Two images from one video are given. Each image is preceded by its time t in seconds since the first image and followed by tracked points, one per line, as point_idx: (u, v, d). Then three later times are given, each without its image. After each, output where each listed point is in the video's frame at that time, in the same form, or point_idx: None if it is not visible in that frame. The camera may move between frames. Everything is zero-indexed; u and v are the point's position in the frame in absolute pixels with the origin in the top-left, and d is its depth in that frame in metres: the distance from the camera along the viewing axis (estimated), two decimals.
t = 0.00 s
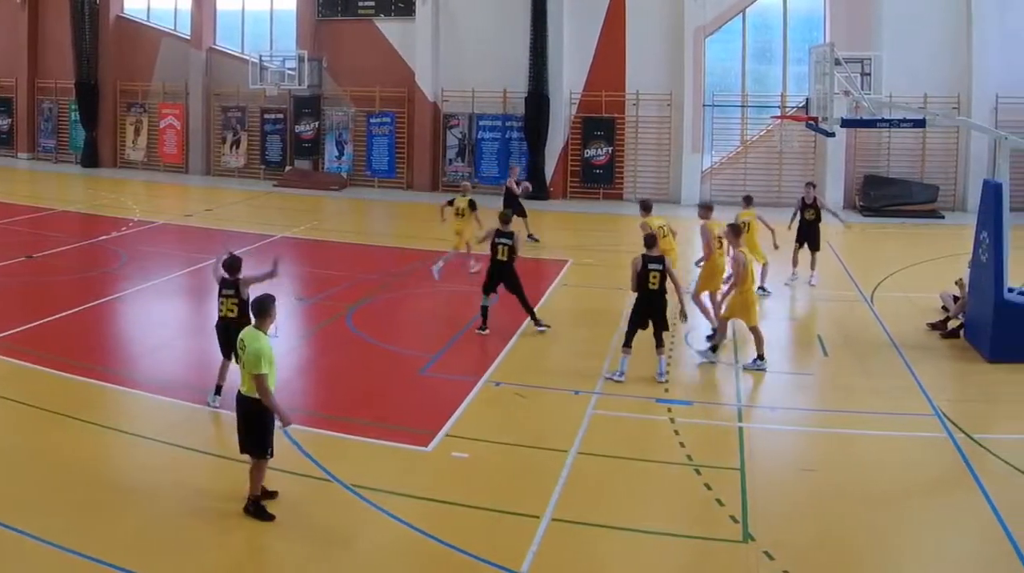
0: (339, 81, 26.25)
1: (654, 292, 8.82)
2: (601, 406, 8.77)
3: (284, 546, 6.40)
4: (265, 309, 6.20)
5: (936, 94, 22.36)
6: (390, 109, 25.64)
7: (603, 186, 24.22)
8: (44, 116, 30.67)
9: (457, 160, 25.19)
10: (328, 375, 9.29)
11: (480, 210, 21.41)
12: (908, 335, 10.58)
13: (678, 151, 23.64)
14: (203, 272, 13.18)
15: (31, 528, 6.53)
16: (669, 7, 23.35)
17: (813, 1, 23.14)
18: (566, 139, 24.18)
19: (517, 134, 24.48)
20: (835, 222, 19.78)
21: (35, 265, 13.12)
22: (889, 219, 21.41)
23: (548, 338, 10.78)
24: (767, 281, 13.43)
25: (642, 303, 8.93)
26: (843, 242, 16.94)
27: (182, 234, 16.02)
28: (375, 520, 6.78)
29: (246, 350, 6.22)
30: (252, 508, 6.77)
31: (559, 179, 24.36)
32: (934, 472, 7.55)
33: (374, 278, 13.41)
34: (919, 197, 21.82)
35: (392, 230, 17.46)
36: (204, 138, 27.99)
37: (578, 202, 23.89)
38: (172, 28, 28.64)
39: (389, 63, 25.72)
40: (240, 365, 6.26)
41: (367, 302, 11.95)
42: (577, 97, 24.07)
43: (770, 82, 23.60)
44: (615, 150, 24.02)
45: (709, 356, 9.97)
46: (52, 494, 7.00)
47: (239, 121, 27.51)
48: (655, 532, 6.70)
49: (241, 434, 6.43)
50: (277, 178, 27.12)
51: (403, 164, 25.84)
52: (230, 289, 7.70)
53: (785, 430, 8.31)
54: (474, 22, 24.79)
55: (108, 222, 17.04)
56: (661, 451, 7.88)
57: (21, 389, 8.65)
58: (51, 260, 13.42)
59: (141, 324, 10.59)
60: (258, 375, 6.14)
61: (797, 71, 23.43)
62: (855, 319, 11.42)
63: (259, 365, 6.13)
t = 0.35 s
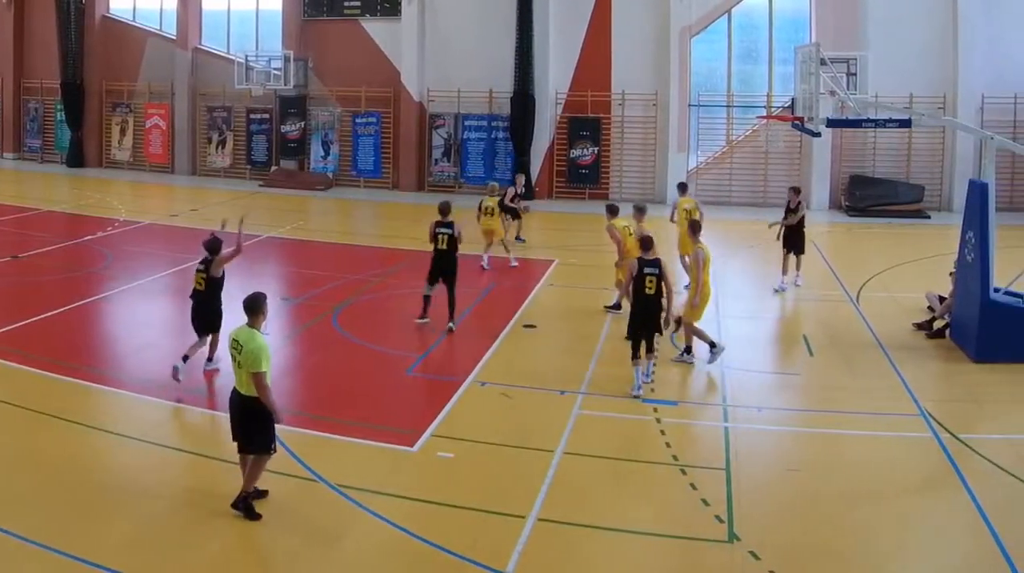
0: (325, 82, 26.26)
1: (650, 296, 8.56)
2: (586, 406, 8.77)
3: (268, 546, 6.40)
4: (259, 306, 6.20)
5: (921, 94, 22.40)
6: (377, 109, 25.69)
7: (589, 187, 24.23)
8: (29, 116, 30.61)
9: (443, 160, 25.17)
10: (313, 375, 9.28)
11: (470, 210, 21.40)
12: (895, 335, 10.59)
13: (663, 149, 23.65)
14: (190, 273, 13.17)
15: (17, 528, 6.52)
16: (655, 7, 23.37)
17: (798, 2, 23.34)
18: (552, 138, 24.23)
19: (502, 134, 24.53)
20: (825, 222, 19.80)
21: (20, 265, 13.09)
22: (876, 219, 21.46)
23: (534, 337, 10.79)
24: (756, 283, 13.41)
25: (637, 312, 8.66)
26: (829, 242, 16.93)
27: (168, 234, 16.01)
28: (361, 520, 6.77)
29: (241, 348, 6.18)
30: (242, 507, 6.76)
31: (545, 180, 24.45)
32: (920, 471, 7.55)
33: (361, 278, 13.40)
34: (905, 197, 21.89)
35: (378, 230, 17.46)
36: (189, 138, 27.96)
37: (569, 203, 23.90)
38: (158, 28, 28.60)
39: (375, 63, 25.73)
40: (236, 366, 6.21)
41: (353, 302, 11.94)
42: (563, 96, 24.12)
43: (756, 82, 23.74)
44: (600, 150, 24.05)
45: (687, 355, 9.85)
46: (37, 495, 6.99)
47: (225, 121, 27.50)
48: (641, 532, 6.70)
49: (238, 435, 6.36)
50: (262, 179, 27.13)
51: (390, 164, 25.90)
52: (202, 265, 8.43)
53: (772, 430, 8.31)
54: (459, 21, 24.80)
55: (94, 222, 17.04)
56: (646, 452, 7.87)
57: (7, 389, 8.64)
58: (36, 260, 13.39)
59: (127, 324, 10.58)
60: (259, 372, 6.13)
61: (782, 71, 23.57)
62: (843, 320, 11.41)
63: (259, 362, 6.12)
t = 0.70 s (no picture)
0: (312, 82, 26.24)
1: (649, 300, 8.40)
2: (573, 406, 8.78)
3: (253, 546, 6.39)
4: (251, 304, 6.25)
5: (908, 94, 22.48)
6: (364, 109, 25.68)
7: (576, 187, 24.25)
8: (16, 116, 30.51)
9: (430, 160, 25.17)
10: (300, 375, 9.27)
11: (462, 210, 21.40)
12: (882, 335, 10.60)
13: (651, 149, 23.77)
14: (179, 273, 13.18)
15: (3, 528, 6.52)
16: (641, 8, 23.51)
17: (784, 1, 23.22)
18: (540, 141, 24.20)
19: (489, 134, 24.53)
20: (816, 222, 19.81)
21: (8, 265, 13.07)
22: (862, 219, 21.58)
23: (522, 337, 10.79)
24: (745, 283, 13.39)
25: (635, 316, 8.50)
26: (816, 242, 16.94)
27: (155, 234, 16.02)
28: (348, 520, 6.77)
29: (236, 347, 6.21)
30: (240, 502, 6.87)
31: (531, 180, 24.43)
32: (907, 471, 7.55)
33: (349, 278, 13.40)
34: (894, 197, 21.97)
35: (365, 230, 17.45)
36: (176, 138, 27.92)
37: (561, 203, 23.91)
38: (145, 28, 28.51)
39: (362, 63, 25.72)
40: (232, 365, 6.21)
41: (341, 302, 11.93)
42: (550, 97, 24.09)
43: (744, 82, 23.63)
44: (587, 150, 24.04)
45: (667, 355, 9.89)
46: (24, 494, 6.99)
47: (212, 121, 27.46)
48: (628, 532, 6.71)
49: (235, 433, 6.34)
50: (249, 178, 27.11)
51: (377, 164, 25.88)
52: (186, 266, 8.90)
53: (759, 430, 8.31)
54: (446, 21, 24.82)
55: (81, 222, 17.03)
56: (633, 452, 7.87)
57: None
58: (24, 260, 13.38)
59: (115, 324, 10.57)
60: (258, 368, 6.17)
61: (770, 71, 23.54)
62: (830, 319, 11.42)
63: (257, 357, 6.16)
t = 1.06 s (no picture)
0: (297, 81, 26.20)
1: (656, 307, 8.21)
2: (558, 406, 8.78)
3: (237, 546, 6.39)
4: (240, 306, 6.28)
5: (894, 94, 22.54)
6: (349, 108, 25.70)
7: (562, 187, 24.29)
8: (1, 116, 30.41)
9: (416, 160, 25.26)
10: (286, 375, 9.27)
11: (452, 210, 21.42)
12: (867, 335, 10.61)
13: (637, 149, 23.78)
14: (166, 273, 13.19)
15: None
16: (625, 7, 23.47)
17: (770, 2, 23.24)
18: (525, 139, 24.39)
19: (474, 134, 24.63)
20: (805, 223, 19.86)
21: None
22: (849, 219, 21.67)
23: (508, 337, 10.80)
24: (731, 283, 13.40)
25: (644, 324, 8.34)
26: (801, 242, 16.95)
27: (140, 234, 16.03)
28: (334, 520, 6.77)
29: (225, 348, 6.20)
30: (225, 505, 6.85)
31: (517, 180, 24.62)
32: (894, 471, 7.55)
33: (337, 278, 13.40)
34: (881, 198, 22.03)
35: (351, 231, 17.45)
36: (162, 139, 27.90)
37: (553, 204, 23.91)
38: (131, 28, 28.44)
39: (348, 64, 25.72)
40: (221, 366, 6.19)
41: (329, 302, 11.94)
42: (535, 96, 24.18)
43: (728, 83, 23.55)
44: (573, 151, 24.13)
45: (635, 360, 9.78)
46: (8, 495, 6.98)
47: (198, 121, 27.43)
48: (614, 532, 6.71)
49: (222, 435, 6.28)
50: (235, 178, 27.10)
51: (363, 164, 25.87)
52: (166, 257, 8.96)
53: (746, 430, 8.31)
54: (433, 21, 24.82)
55: (67, 222, 17.03)
56: (618, 452, 7.87)
57: None
58: (10, 260, 13.37)
59: (101, 324, 10.57)
60: (249, 368, 6.18)
61: (755, 71, 23.53)
62: (815, 320, 11.43)
63: (248, 357, 6.17)
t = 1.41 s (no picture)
0: (284, 82, 26.22)
1: (656, 311, 8.06)
2: (546, 406, 8.79)
3: (223, 546, 6.39)
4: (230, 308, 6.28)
5: (881, 94, 22.59)
6: (336, 108, 25.63)
7: (549, 186, 24.40)
8: None
9: (403, 160, 25.23)
10: (274, 375, 9.28)
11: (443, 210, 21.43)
12: (853, 334, 10.63)
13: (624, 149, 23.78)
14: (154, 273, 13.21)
15: None
16: (611, 7, 23.53)
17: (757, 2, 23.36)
18: (512, 141, 24.35)
19: (461, 134, 24.64)
20: (794, 223, 19.90)
21: None
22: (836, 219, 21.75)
23: (495, 337, 10.80)
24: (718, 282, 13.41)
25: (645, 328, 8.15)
26: (788, 242, 16.97)
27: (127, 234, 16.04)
28: (321, 520, 6.77)
29: (214, 348, 6.19)
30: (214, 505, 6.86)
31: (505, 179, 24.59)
32: (882, 471, 7.56)
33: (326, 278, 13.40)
34: (868, 198, 22.08)
35: (338, 230, 17.46)
36: (149, 138, 27.88)
37: (545, 204, 23.92)
38: (118, 29, 28.43)
39: (334, 65, 25.72)
40: (209, 367, 6.18)
41: (316, 302, 11.94)
42: (522, 97, 24.24)
43: (718, 82, 23.76)
44: (560, 151, 24.16)
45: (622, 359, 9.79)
46: None
47: (185, 121, 27.42)
48: (602, 532, 6.72)
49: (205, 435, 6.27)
50: (222, 178, 27.09)
51: (350, 164, 25.85)
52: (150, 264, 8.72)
53: (733, 430, 8.32)
54: (419, 21, 24.86)
55: (54, 222, 17.03)
56: (605, 452, 7.88)
57: None
58: None
59: (89, 325, 10.56)
60: (239, 370, 6.20)
61: (742, 71, 23.63)
62: (802, 319, 11.44)
63: (237, 360, 6.18)
